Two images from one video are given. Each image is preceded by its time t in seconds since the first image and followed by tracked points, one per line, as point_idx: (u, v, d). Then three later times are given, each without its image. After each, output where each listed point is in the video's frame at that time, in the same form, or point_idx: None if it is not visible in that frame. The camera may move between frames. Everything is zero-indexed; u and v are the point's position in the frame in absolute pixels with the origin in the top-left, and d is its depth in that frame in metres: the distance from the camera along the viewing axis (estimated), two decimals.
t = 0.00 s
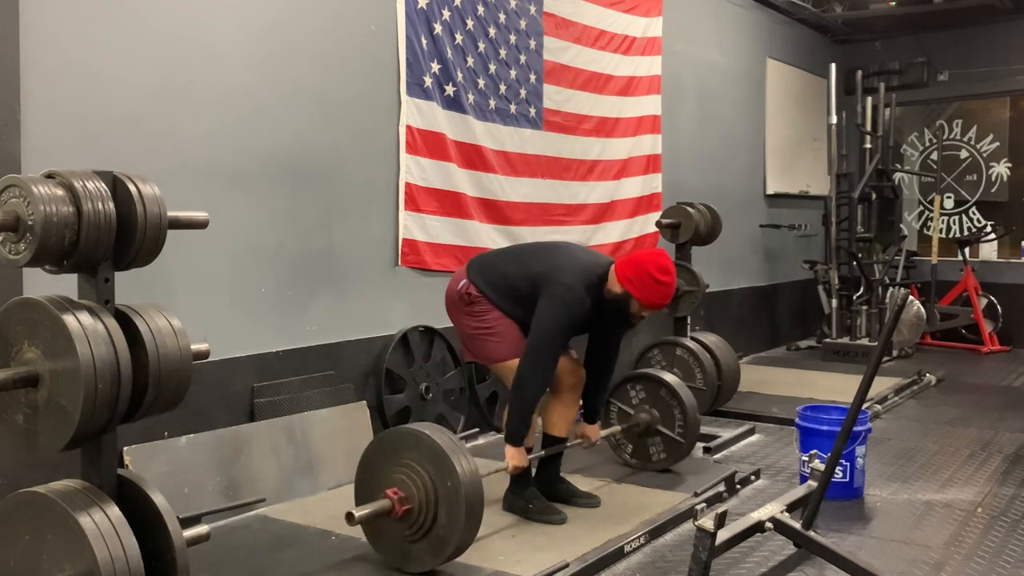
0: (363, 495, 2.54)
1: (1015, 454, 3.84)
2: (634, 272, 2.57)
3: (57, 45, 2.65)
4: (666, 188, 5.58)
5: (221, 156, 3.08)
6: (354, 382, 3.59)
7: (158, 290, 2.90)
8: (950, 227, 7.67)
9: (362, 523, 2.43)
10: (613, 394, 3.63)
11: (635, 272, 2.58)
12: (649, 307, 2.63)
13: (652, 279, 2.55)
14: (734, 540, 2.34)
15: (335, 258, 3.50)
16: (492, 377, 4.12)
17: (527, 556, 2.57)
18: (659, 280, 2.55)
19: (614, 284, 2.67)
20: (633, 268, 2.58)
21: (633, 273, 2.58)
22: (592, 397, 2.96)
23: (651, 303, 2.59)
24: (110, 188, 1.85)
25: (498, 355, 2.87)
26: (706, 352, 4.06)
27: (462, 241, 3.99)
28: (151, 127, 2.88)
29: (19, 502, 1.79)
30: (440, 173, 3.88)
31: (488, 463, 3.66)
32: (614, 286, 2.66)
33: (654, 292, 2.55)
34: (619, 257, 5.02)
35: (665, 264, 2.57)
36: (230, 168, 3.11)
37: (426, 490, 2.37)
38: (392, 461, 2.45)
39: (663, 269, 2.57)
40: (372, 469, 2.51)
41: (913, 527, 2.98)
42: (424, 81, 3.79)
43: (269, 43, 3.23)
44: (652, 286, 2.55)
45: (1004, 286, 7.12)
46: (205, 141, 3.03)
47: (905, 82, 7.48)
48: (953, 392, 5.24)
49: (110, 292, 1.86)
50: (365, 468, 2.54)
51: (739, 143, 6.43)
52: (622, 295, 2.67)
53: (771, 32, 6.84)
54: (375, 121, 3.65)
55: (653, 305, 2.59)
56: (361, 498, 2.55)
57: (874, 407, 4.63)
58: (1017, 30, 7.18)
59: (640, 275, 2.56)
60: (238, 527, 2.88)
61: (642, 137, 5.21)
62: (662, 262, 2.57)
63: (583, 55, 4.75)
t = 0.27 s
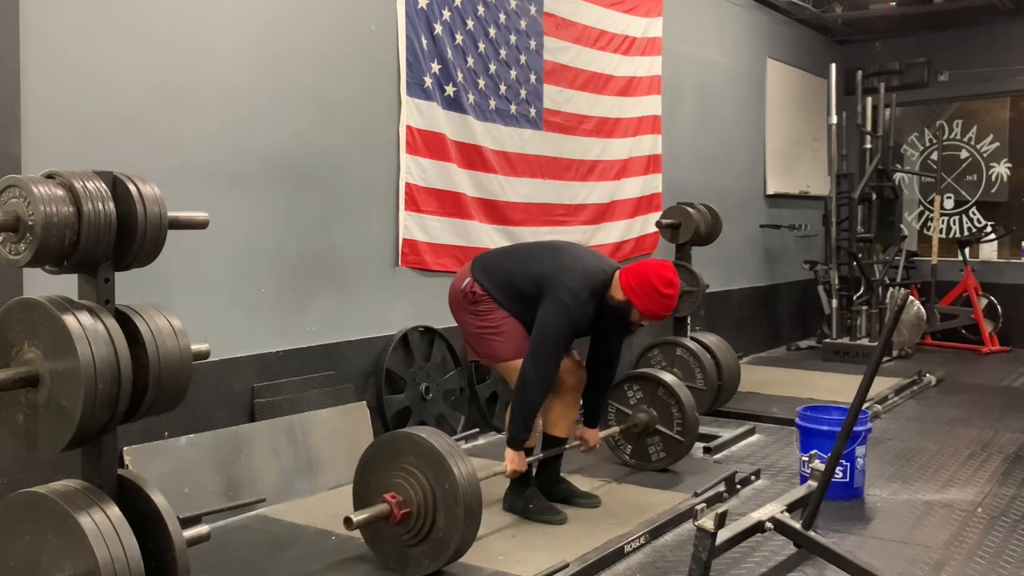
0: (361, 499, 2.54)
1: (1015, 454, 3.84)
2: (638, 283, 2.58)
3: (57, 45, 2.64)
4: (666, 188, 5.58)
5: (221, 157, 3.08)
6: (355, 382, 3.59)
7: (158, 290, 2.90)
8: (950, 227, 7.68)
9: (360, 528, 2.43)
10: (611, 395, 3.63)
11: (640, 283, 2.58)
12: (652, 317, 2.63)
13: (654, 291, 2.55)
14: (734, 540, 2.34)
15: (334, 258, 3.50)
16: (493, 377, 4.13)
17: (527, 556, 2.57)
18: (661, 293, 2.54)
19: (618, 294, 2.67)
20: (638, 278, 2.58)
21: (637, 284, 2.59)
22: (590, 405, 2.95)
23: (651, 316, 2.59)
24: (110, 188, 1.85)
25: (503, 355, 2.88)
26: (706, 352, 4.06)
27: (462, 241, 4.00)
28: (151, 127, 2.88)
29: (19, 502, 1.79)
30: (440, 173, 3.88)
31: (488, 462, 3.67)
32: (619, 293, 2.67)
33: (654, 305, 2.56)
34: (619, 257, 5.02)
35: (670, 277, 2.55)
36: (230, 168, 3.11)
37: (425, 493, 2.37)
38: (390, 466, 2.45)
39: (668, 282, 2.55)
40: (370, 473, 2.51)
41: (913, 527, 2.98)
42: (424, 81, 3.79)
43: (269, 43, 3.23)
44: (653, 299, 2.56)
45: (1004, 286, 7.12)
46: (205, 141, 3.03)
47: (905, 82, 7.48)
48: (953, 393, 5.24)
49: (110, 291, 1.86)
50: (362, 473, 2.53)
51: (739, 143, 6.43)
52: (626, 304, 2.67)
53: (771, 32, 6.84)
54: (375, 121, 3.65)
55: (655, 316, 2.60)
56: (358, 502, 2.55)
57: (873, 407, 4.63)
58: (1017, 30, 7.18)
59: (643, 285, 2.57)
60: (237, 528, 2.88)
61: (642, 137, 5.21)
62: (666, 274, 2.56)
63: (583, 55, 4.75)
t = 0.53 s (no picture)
0: (362, 500, 2.54)
1: (1015, 454, 3.84)
2: (637, 285, 2.58)
3: (57, 45, 2.65)
4: (666, 188, 5.58)
5: (221, 157, 3.08)
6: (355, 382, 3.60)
7: (158, 290, 2.90)
8: (950, 227, 7.68)
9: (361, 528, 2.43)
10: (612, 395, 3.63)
11: (639, 285, 2.58)
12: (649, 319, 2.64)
13: (654, 294, 2.56)
14: (734, 540, 2.34)
15: (334, 258, 3.50)
16: (493, 377, 4.14)
17: (526, 556, 2.58)
18: (660, 296, 2.55)
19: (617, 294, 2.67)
20: (637, 280, 2.58)
21: (636, 286, 2.58)
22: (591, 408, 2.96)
23: (648, 318, 2.61)
24: (110, 188, 1.85)
25: (505, 354, 2.89)
26: (706, 352, 4.06)
27: (462, 241, 4.00)
28: (151, 127, 2.88)
29: (19, 502, 1.79)
30: (440, 173, 3.88)
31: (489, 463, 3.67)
32: (618, 293, 2.67)
33: (653, 308, 2.56)
34: (619, 257, 5.02)
35: (669, 280, 2.56)
36: (230, 168, 3.11)
37: (426, 494, 2.37)
38: (390, 467, 2.45)
39: (668, 285, 2.56)
40: (371, 474, 2.51)
41: (913, 527, 2.98)
42: (424, 81, 3.79)
43: (269, 43, 3.23)
44: (652, 302, 2.56)
45: (1004, 286, 7.12)
46: (205, 141, 3.03)
47: (905, 82, 7.47)
48: (953, 393, 5.24)
49: (110, 291, 1.86)
50: (363, 474, 2.53)
51: (739, 143, 6.43)
52: (624, 305, 2.67)
53: (771, 32, 6.84)
54: (375, 121, 3.65)
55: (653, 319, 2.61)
56: (359, 503, 2.55)
57: (874, 407, 4.64)
58: (1017, 30, 7.19)
59: (643, 288, 2.57)
60: (237, 528, 2.88)
61: (642, 137, 5.21)
62: (665, 277, 2.57)
63: (583, 55, 4.75)
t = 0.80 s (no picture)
0: (362, 500, 2.54)
1: (1015, 454, 3.84)
2: (636, 288, 2.59)
3: (57, 45, 2.65)
4: (666, 188, 5.58)
5: (221, 156, 3.08)
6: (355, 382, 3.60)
7: (158, 290, 2.90)
8: (950, 227, 7.68)
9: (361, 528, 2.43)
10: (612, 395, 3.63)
11: (638, 288, 2.59)
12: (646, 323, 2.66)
13: (651, 298, 2.57)
14: (734, 540, 2.34)
15: (334, 258, 3.50)
16: (493, 376, 4.14)
17: (527, 556, 2.57)
18: (659, 300, 2.56)
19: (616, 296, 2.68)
20: (636, 283, 2.59)
21: (635, 289, 2.59)
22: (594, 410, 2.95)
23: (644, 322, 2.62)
24: (110, 188, 1.85)
25: (505, 354, 2.89)
26: (706, 352, 4.06)
27: (462, 241, 4.00)
28: (151, 127, 2.88)
29: (19, 502, 1.79)
30: (440, 173, 3.88)
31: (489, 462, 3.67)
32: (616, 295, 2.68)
33: (651, 311, 2.58)
34: (619, 257, 5.02)
35: (668, 284, 2.58)
36: (230, 168, 3.11)
37: (426, 494, 2.37)
38: (391, 467, 2.45)
39: (666, 289, 2.58)
40: (372, 474, 2.51)
41: (913, 527, 2.98)
42: (424, 81, 3.79)
43: (269, 43, 3.23)
44: (650, 307, 2.58)
45: (1004, 286, 7.12)
46: (205, 141, 3.03)
47: (905, 82, 7.47)
48: (953, 393, 5.24)
49: (110, 291, 1.86)
50: (364, 473, 2.53)
51: (739, 143, 6.43)
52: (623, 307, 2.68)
53: (771, 32, 6.84)
54: (376, 120, 3.65)
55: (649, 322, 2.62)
56: (360, 503, 2.55)
57: (874, 407, 4.64)
58: (1017, 30, 7.19)
59: (641, 291, 2.58)
60: (237, 528, 2.88)
61: (642, 137, 5.21)
62: (664, 281, 2.59)
63: (583, 55, 4.75)
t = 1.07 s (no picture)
0: (362, 500, 2.54)
1: (1015, 454, 3.84)
2: (637, 283, 2.60)
3: (57, 45, 2.64)
4: (666, 188, 5.58)
5: (221, 156, 3.08)
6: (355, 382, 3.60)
7: (158, 290, 2.90)
8: (950, 227, 7.68)
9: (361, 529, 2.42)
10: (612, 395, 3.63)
11: (640, 284, 2.59)
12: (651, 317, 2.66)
13: (653, 293, 2.57)
14: (734, 540, 2.34)
15: (334, 258, 3.50)
16: (493, 376, 4.14)
17: (527, 556, 2.57)
18: (661, 294, 2.56)
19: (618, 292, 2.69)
20: (638, 279, 2.60)
21: (637, 284, 2.60)
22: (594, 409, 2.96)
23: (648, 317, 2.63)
24: (110, 187, 1.85)
25: (504, 354, 2.88)
26: (706, 352, 4.06)
27: (462, 241, 3.99)
28: (151, 127, 2.88)
29: (19, 502, 1.79)
30: (440, 173, 3.88)
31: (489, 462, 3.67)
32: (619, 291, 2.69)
33: (653, 306, 2.58)
34: (619, 257, 5.02)
35: (670, 278, 2.56)
36: (230, 168, 3.11)
37: (426, 494, 2.37)
38: (391, 466, 2.45)
39: (668, 283, 2.57)
40: (372, 474, 2.51)
41: (913, 527, 2.98)
42: (424, 81, 3.79)
43: (269, 43, 3.23)
44: (653, 302, 2.58)
45: (1003, 286, 7.12)
46: (205, 141, 3.03)
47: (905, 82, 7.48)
48: (952, 393, 5.24)
49: (110, 291, 1.86)
50: (364, 473, 2.53)
51: (739, 144, 6.43)
52: (625, 303, 2.69)
53: (771, 33, 6.84)
54: (376, 120, 3.65)
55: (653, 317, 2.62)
56: (360, 503, 2.55)
57: (874, 407, 4.63)
58: (1017, 30, 7.19)
59: (643, 286, 2.59)
60: (237, 528, 2.88)
61: (642, 137, 5.20)
62: (665, 275, 2.58)
63: (583, 55, 4.75)
